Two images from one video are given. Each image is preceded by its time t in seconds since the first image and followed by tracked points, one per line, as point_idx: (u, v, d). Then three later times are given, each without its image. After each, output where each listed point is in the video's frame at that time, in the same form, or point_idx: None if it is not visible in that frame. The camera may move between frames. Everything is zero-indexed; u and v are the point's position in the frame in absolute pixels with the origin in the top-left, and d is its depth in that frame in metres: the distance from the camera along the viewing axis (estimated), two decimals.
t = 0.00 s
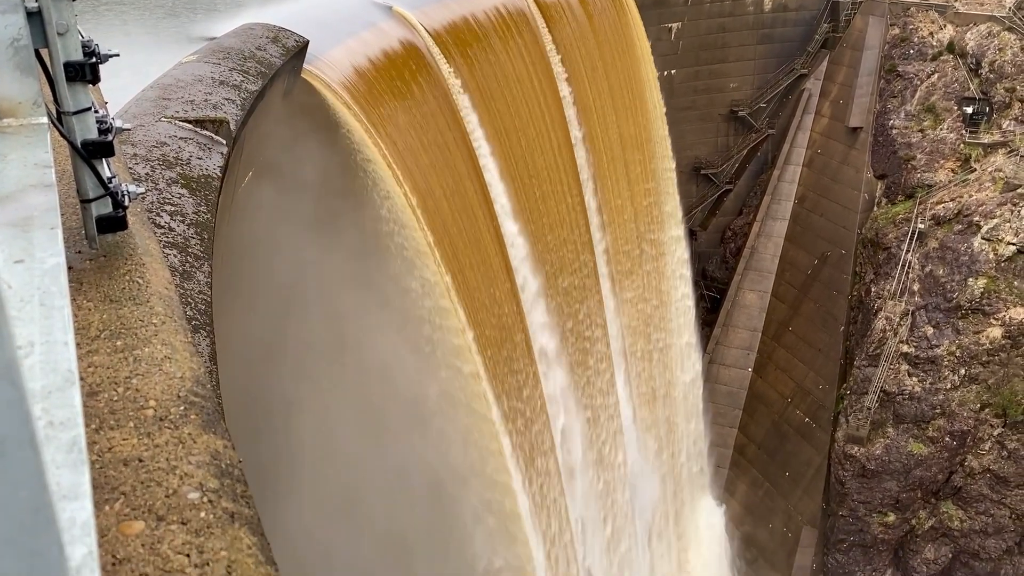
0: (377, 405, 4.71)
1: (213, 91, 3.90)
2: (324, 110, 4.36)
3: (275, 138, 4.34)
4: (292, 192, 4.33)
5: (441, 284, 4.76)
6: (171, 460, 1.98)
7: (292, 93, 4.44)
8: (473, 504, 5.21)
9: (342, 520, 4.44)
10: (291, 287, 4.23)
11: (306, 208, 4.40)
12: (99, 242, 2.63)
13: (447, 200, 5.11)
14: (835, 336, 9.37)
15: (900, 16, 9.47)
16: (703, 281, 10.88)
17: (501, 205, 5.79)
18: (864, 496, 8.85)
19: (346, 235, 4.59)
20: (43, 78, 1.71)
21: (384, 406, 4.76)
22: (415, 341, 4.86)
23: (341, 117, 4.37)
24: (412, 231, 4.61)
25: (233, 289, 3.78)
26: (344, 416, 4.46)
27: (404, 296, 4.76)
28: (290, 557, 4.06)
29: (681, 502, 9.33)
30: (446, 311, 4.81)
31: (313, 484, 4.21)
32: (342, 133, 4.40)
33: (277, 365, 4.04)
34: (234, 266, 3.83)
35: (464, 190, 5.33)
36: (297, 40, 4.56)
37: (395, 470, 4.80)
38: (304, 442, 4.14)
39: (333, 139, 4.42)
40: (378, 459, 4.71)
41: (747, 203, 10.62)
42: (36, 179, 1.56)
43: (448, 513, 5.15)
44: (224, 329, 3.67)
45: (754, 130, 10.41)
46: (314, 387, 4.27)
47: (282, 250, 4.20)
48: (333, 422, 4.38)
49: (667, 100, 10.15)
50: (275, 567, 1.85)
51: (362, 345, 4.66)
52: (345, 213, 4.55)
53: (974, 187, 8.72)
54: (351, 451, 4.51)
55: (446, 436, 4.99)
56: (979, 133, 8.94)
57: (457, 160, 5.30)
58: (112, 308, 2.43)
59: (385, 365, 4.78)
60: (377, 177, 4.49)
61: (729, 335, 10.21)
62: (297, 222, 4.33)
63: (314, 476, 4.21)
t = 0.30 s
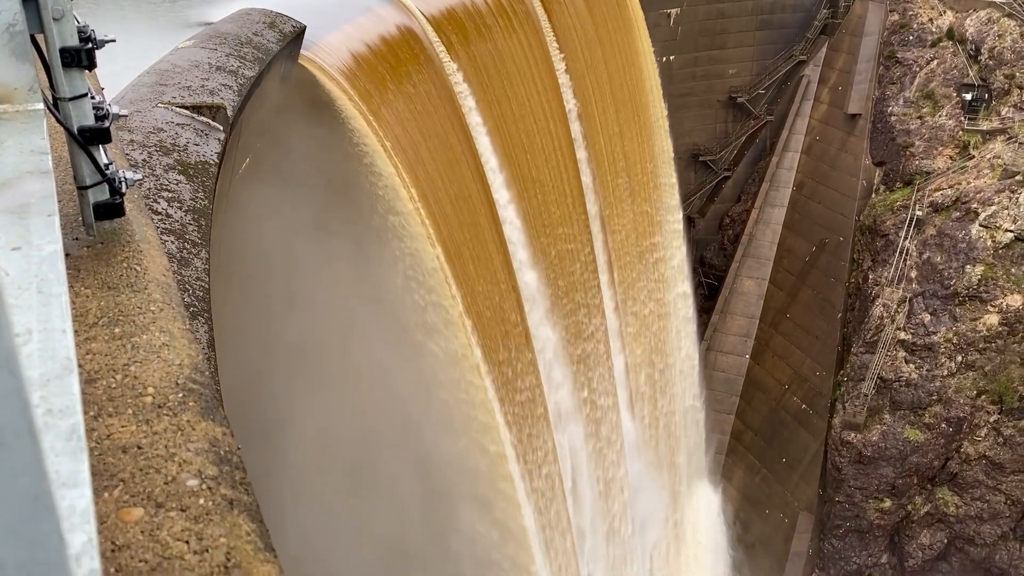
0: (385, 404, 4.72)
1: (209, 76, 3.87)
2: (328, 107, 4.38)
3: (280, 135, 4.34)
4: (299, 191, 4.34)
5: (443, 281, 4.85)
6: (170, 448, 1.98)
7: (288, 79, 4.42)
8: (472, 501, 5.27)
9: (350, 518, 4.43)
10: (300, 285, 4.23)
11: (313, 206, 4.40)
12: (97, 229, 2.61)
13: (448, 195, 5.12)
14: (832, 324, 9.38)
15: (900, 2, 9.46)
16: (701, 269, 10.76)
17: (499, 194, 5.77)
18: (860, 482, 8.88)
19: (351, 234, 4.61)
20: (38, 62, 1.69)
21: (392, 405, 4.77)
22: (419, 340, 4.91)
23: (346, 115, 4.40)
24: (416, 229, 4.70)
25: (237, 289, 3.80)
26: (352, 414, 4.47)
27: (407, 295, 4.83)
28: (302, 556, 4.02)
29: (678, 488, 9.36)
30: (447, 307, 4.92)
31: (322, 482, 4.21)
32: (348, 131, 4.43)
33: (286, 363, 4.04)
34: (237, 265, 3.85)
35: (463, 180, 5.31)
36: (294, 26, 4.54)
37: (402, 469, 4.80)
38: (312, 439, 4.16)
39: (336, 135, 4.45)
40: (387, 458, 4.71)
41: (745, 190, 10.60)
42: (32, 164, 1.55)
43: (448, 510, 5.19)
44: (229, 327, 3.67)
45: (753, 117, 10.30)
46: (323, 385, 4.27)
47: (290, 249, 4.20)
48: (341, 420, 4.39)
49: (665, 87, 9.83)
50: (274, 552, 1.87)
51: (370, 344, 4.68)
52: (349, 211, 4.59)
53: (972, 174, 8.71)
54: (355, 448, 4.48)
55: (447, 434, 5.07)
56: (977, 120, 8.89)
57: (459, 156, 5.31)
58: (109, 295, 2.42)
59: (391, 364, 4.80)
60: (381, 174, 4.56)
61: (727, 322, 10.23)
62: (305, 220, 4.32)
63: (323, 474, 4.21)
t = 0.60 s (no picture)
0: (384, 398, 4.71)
1: (206, 60, 3.85)
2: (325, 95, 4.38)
3: (274, 125, 4.32)
4: (295, 181, 4.33)
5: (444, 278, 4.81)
6: (170, 429, 2.00)
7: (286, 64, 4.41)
8: (473, 494, 5.27)
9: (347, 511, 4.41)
10: (296, 275, 4.21)
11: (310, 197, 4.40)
12: (94, 213, 2.62)
13: (448, 182, 5.11)
14: (830, 309, 9.39)
15: None
16: (699, 254, 10.66)
17: (498, 181, 5.78)
18: (856, 467, 8.94)
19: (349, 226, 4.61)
20: (35, 46, 1.71)
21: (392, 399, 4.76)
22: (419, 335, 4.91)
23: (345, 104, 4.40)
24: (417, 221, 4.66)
25: (235, 278, 3.78)
26: (352, 407, 4.46)
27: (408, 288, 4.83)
28: (296, 545, 4.01)
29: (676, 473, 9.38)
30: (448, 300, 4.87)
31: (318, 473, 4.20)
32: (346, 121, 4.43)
33: (281, 351, 4.04)
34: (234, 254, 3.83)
35: (463, 169, 5.32)
36: (291, 9, 4.50)
37: (401, 463, 4.79)
38: (307, 429, 4.15)
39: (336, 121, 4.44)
40: (386, 452, 4.70)
41: (744, 175, 10.47)
42: (31, 147, 1.62)
43: (448, 503, 5.17)
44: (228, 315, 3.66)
45: (752, 102, 10.14)
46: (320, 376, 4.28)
47: (287, 239, 4.19)
48: (341, 414, 4.40)
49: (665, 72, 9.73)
50: (273, 534, 1.87)
51: (368, 338, 4.66)
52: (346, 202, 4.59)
53: (971, 160, 8.71)
54: (354, 441, 4.49)
55: (448, 428, 5.05)
56: (977, 104, 8.88)
57: (458, 141, 5.31)
58: (109, 278, 2.43)
59: (389, 358, 4.79)
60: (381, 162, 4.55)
61: (725, 307, 10.21)
62: (301, 211, 4.31)
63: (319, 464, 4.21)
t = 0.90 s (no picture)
0: (393, 391, 4.59)
1: (203, 43, 4.64)
2: (320, 79, 4.41)
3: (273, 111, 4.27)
4: (294, 170, 4.22)
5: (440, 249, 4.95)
6: (169, 414, 2.27)
7: (286, 43, 4.30)
8: (476, 485, 5.23)
9: (366, 508, 4.24)
10: (296, 263, 4.07)
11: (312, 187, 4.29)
12: (92, 197, 2.97)
13: (446, 163, 5.16)
14: (828, 295, 9.39)
15: None
16: (698, 240, 10.53)
17: (499, 168, 5.80)
18: (853, 452, 8.98)
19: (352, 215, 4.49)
20: (30, 26, 1.74)
21: (400, 391, 4.64)
22: (418, 324, 4.86)
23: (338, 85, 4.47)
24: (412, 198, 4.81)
25: (232, 268, 3.70)
26: (362, 400, 4.33)
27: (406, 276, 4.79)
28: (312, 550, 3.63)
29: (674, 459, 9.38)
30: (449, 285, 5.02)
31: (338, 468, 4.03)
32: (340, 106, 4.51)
33: (288, 341, 3.93)
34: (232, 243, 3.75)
35: (465, 158, 5.37)
36: None
37: (414, 457, 4.67)
38: (324, 422, 4.00)
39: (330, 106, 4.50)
40: (399, 446, 4.57)
41: (744, 160, 10.44)
42: (29, 132, 1.63)
43: (457, 498, 5.07)
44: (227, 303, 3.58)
45: (752, 86, 10.07)
46: (330, 368, 4.16)
47: (290, 227, 4.08)
48: (348, 409, 4.21)
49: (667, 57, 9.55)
50: (271, 517, 2.14)
51: (371, 333, 4.53)
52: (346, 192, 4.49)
53: (971, 145, 8.71)
54: (364, 439, 4.30)
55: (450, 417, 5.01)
56: (977, 90, 8.89)
57: (456, 122, 5.34)
58: (107, 263, 2.74)
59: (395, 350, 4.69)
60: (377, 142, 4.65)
61: (723, 293, 10.19)
62: (303, 199, 4.21)
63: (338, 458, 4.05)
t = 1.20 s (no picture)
0: (394, 382, 4.62)
1: (200, 27, 4.99)
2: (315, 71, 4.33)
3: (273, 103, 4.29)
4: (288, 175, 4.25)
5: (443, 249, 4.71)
6: (169, 402, 2.35)
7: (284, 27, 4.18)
8: (473, 486, 5.18)
9: (366, 500, 4.29)
10: (292, 259, 4.15)
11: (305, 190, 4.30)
12: (90, 182, 3.05)
13: (447, 153, 5.04)
14: (826, 281, 9.38)
15: None
16: (698, 225, 10.61)
17: (497, 153, 5.71)
18: (851, 437, 9.03)
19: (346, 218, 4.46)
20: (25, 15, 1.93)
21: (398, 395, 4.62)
22: (424, 317, 4.82)
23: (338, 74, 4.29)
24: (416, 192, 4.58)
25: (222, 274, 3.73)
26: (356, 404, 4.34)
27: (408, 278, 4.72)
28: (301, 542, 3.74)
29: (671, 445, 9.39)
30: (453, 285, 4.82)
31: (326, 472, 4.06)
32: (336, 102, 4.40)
33: (283, 337, 4.01)
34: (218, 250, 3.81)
35: (463, 143, 5.25)
36: None
37: (414, 449, 4.71)
38: (311, 426, 4.03)
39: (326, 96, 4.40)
40: (395, 450, 4.56)
41: (744, 145, 10.40)
42: (25, 116, 1.79)
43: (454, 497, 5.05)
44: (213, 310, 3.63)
45: (752, 72, 10.03)
46: (322, 372, 4.17)
47: (281, 232, 4.11)
48: (346, 401, 4.27)
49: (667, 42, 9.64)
50: (270, 504, 2.22)
51: (374, 325, 4.57)
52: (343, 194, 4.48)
53: (971, 131, 8.68)
54: (363, 431, 4.36)
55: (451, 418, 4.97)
56: (977, 75, 8.83)
57: (455, 110, 5.21)
58: (104, 248, 2.82)
59: (394, 353, 4.66)
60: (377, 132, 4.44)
61: (722, 279, 10.15)
62: (295, 203, 4.22)
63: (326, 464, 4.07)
